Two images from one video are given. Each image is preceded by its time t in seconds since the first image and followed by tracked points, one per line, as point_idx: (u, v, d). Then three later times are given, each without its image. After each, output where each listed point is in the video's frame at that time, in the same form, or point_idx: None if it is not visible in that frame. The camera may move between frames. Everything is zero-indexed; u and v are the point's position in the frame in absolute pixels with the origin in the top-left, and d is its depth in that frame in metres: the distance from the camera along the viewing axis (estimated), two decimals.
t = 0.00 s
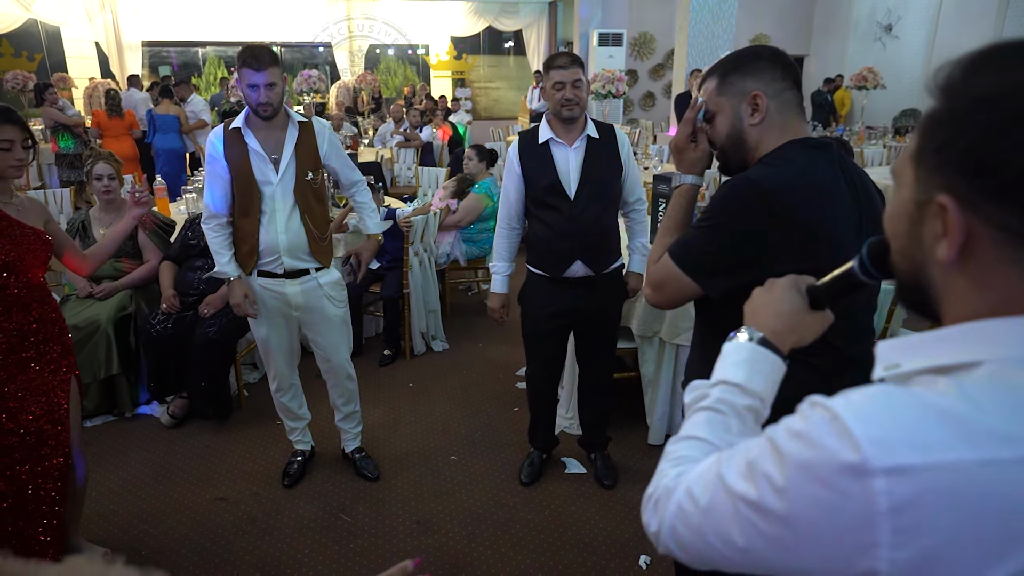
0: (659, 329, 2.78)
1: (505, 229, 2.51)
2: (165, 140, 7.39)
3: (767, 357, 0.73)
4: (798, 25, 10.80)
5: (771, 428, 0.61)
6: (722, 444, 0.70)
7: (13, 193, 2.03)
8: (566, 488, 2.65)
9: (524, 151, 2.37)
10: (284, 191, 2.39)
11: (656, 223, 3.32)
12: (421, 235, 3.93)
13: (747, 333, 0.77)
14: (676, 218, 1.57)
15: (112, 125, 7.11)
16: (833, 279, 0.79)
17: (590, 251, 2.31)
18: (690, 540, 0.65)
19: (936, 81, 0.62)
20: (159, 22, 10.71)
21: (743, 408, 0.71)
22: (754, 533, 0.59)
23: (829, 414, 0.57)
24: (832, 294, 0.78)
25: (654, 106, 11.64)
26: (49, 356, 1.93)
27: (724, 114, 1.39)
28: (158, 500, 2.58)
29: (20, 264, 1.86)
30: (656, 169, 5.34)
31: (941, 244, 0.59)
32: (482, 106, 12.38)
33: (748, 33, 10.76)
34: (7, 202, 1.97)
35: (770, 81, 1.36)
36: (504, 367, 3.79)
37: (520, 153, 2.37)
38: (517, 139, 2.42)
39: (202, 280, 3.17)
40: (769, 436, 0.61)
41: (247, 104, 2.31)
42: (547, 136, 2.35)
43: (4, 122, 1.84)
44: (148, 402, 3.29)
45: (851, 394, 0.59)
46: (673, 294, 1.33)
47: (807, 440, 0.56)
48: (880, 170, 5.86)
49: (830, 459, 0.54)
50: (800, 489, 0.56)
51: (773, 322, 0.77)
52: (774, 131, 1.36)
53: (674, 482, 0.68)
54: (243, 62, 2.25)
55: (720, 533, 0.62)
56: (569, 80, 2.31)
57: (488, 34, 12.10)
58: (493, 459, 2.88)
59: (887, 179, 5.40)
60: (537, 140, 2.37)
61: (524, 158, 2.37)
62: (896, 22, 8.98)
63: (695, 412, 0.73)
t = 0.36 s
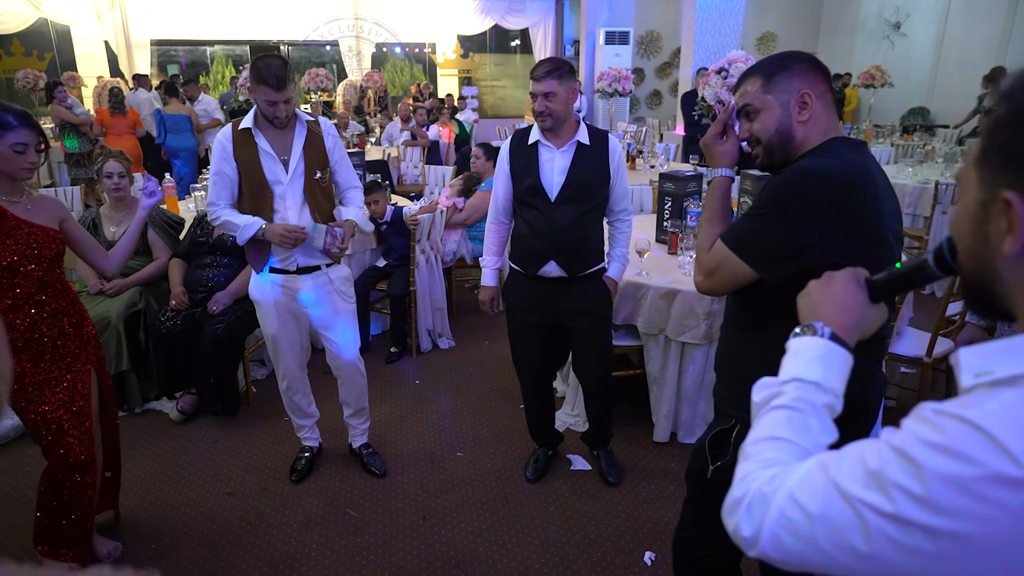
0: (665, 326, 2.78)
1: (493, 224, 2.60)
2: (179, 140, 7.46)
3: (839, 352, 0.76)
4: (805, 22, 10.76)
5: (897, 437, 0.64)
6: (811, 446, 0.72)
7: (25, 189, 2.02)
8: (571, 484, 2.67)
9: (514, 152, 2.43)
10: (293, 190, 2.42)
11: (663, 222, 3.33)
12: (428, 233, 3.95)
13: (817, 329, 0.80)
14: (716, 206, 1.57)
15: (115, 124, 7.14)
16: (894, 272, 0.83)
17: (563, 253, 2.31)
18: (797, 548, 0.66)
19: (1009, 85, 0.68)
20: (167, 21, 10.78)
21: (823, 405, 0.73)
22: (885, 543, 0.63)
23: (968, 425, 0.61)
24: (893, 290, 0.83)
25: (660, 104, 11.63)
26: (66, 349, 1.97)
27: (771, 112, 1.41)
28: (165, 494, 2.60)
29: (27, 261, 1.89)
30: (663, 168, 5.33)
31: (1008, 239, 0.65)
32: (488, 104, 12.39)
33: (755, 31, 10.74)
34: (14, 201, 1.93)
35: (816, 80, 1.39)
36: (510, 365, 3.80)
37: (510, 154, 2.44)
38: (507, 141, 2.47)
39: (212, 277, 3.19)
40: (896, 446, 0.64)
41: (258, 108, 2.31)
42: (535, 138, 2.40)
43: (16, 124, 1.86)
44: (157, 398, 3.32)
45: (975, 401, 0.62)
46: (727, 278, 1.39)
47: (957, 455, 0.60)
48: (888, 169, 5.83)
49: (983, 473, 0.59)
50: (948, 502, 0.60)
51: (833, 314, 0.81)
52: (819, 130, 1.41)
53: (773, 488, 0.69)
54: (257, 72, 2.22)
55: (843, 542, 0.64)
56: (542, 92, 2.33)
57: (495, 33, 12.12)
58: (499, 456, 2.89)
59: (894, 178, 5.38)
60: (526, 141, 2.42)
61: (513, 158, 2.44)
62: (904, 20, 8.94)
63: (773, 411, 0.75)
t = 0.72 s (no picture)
0: (671, 325, 2.78)
1: (496, 219, 2.59)
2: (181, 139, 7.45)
3: (862, 345, 0.77)
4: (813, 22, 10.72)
5: (939, 433, 0.64)
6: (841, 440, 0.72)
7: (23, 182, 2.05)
8: (577, 484, 2.67)
9: (518, 147, 2.43)
10: (301, 188, 2.44)
11: (669, 221, 3.32)
12: (434, 232, 3.95)
13: (838, 322, 0.80)
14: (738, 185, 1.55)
15: (121, 123, 7.21)
16: (918, 265, 0.82)
17: (566, 249, 2.31)
18: (833, 544, 0.66)
19: None
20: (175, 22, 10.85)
21: (848, 399, 0.74)
22: (928, 539, 0.62)
23: (1016, 421, 0.59)
24: (912, 284, 0.83)
25: (666, 104, 11.61)
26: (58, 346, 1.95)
27: (793, 101, 1.40)
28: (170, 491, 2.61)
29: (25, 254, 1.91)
30: (669, 168, 5.32)
31: None
32: (494, 104, 12.39)
33: (761, 31, 10.71)
34: (11, 195, 1.98)
35: (837, 71, 1.40)
36: (516, 365, 3.80)
37: (514, 148, 2.44)
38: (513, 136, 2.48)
39: (219, 275, 3.21)
40: (939, 443, 0.63)
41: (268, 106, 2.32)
42: (540, 133, 2.41)
43: (14, 124, 1.89)
44: (164, 396, 3.33)
45: (1019, 397, 0.61)
46: (736, 254, 1.38)
47: (1004, 452, 0.58)
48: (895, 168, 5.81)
49: None
50: (994, 500, 0.59)
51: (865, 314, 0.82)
52: (839, 121, 1.42)
53: (808, 484, 0.69)
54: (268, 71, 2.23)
55: (884, 539, 0.64)
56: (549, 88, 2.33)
57: (501, 33, 12.13)
58: (505, 455, 2.90)
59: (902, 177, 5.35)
60: (531, 137, 2.43)
61: (517, 152, 2.44)
62: (912, 20, 8.91)
63: (800, 406, 0.75)
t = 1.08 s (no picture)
0: (675, 327, 2.77)
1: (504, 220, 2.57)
2: (180, 141, 7.46)
3: (841, 349, 0.78)
4: (819, 22, 10.69)
5: (904, 435, 0.63)
6: (818, 443, 0.73)
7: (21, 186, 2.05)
8: (581, 485, 2.66)
9: (525, 150, 2.42)
10: (303, 190, 2.44)
11: (673, 222, 3.31)
12: (438, 233, 3.95)
13: (816, 328, 0.80)
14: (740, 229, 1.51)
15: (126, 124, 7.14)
16: (897, 271, 0.83)
17: (577, 254, 2.32)
18: (805, 548, 0.66)
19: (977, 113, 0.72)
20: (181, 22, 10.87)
21: (827, 403, 0.75)
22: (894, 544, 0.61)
23: (976, 422, 0.58)
24: (895, 288, 0.83)
25: (672, 105, 11.60)
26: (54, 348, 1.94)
27: (774, 114, 1.43)
28: (174, 491, 2.62)
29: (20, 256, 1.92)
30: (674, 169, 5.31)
31: (1003, 251, 0.65)
32: (499, 105, 12.37)
33: (767, 32, 10.68)
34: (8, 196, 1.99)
35: (820, 89, 1.36)
36: (520, 365, 3.80)
37: (521, 152, 2.43)
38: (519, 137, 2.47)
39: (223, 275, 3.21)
40: (903, 444, 0.62)
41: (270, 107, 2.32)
42: (548, 138, 2.39)
43: (18, 128, 1.96)
44: (168, 396, 3.34)
45: (985, 399, 0.60)
46: (756, 282, 1.33)
47: (965, 453, 0.57)
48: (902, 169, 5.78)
49: (989, 472, 0.56)
50: (954, 502, 0.57)
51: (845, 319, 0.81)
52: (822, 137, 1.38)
53: (781, 488, 0.69)
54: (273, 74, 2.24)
55: (852, 544, 0.63)
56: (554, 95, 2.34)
57: (506, 34, 12.11)
58: (509, 455, 2.89)
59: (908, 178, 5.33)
60: (538, 140, 2.41)
61: (524, 156, 2.42)
62: (918, 20, 8.88)
63: (779, 411, 0.76)
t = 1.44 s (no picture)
0: (675, 327, 2.77)
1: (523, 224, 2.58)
2: (184, 141, 7.49)
3: (785, 355, 0.75)
4: (819, 22, 10.68)
5: (805, 441, 0.63)
6: (750, 449, 0.72)
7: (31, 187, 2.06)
8: (580, 486, 2.66)
9: (546, 148, 2.43)
10: (303, 190, 2.44)
11: (673, 222, 3.31)
12: (438, 234, 3.95)
13: (764, 332, 0.78)
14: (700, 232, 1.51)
15: (128, 124, 7.20)
16: (850, 278, 0.79)
17: (595, 253, 2.32)
18: (719, 552, 0.67)
19: (904, 98, 0.66)
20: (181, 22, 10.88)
21: (766, 409, 0.73)
22: (793, 550, 0.61)
23: (866, 427, 0.58)
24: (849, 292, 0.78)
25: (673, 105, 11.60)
26: (66, 347, 2.01)
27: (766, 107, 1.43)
28: (175, 491, 2.62)
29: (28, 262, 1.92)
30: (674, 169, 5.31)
31: (925, 254, 0.63)
32: (499, 105, 12.36)
33: (767, 32, 10.68)
34: (15, 200, 1.98)
35: (813, 92, 1.36)
36: (520, 366, 3.80)
37: (541, 151, 2.44)
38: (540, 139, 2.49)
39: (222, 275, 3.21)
40: (803, 450, 0.62)
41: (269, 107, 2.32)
42: (567, 136, 2.40)
43: (25, 123, 1.92)
44: (167, 396, 3.34)
45: (881, 405, 0.60)
46: (703, 290, 1.35)
47: (850, 458, 0.57)
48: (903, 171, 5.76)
49: (869, 478, 0.56)
50: (836, 508, 0.57)
51: (795, 326, 0.77)
52: (811, 139, 1.38)
53: (702, 492, 0.70)
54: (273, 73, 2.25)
55: (757, 548, 0.63)
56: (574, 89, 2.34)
57: (506, 34, 12.11)
58: (508, 456, 2.90)
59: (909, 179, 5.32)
60: (557, 140, 2.42)
61: (543, 157, 2.44)
62: (919, 21, 8.89)
63: (720, 415, 0.75)
